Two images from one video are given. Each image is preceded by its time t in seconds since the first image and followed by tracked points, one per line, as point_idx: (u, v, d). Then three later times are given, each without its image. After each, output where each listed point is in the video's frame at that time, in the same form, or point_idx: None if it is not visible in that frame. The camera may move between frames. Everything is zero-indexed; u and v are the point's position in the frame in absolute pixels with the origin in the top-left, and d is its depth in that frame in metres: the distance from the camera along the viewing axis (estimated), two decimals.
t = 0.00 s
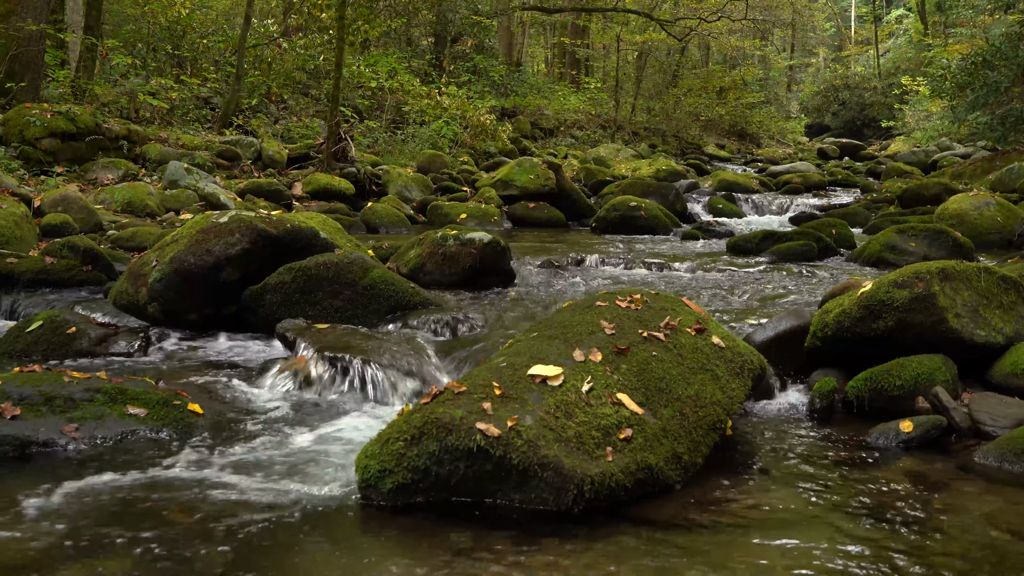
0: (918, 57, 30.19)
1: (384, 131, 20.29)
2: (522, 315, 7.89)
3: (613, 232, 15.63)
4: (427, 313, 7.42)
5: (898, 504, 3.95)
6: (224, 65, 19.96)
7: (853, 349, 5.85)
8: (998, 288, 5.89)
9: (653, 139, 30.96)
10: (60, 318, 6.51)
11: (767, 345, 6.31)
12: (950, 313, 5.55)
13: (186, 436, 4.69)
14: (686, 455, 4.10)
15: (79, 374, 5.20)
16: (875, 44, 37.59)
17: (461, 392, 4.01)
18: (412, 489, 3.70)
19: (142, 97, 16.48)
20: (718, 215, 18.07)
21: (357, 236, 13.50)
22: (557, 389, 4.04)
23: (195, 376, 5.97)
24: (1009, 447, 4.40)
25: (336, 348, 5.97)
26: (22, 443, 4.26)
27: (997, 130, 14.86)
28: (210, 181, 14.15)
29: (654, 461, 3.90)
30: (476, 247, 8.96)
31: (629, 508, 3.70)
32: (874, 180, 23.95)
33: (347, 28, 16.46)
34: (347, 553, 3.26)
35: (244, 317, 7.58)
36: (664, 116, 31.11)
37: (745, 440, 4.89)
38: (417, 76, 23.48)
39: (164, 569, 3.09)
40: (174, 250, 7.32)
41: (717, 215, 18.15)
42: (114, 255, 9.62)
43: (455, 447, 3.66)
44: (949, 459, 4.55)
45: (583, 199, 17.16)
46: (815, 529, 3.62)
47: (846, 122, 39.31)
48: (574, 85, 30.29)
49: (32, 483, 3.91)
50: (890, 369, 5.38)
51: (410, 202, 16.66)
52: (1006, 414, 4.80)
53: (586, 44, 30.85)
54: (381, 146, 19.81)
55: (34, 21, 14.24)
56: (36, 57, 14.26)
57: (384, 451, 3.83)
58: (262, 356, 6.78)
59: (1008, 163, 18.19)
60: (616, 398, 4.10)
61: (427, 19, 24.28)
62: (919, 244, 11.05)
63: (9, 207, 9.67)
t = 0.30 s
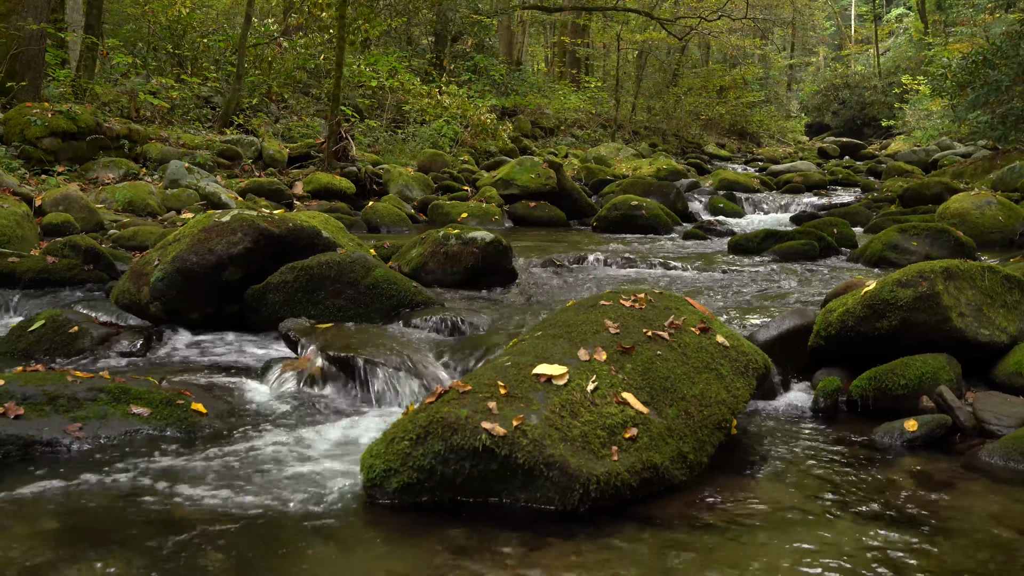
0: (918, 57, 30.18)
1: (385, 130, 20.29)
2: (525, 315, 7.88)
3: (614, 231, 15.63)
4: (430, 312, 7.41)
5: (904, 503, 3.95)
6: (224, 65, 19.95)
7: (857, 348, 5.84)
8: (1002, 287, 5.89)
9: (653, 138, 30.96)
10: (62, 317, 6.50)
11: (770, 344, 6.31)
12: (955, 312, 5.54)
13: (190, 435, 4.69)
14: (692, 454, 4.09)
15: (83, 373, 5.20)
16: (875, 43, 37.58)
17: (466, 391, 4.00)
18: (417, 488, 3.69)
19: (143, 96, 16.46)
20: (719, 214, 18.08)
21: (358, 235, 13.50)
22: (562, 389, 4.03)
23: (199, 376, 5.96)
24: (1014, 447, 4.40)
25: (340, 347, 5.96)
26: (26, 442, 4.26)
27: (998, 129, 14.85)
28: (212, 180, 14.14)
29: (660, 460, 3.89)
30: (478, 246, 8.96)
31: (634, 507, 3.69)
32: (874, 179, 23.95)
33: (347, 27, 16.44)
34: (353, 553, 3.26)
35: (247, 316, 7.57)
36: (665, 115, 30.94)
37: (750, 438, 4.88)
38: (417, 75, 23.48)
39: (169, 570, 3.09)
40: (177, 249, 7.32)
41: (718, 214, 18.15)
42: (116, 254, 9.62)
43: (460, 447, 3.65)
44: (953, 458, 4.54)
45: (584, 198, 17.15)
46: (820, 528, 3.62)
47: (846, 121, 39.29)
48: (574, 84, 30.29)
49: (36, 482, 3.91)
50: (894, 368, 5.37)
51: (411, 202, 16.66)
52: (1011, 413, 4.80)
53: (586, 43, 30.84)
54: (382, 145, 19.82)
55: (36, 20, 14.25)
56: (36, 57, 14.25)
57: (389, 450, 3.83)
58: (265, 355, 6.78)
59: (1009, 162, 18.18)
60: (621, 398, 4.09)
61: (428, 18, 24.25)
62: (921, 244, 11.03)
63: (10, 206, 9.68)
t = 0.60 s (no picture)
0: (918, 55, 30.17)
1: (385, 129, 20.29)
2: (527, 314, 7.87)
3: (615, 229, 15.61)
4: (432, 312, 7.40)
5: (909, 502, 3.94)
6: (225, 64, 19.95)
7: (860, 348, 5.84)
8: (1006, 285, 5.88)
9: (653, 137, 30.93)
10: (64, 317, 6.49)
11: (773, 342, 6.30)
12: (959, 310, 5.53)
13: (194, 435, 4.68)
14: (697, 454, 4.08)
15: (86, 373, 5.19)
16: (875, 42, 37.57)
17: (471, 390, 3.99)
18: (423, 487, 3.68)
19: (144, 95, 16.43)
20: (720, 213, 18.07)
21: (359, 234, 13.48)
22: (567, 387, 4.03)
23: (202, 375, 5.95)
24: (1020, 446, 4.39)
25: (343, 346, 5.96)
26: (30, 442, 4.25)
27: (999, 128, 14.83)
28: (212, 179, 14.12)
29: (665, 459, 3.88)
30: (480, 245, 8.96)
31: (640, 506, 3.69)
32: (875, 178, 23.92)
33: (348, 26, 16.43)
34: (357, 553, 3.25)
35: (249, 315, 7.56)
36: (665, 114, 31.04)
37: (755, 437, 4.88)
38: (418, 74, 23.47)
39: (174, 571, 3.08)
40: (178, 249, 7.31)
41: (719, 213, 18.14)
42: (117, 253, 9.61)
43: (466, 446, 3.64)
44: (958, 457, 4.53)
45: (585, 197, 17.12)
46: (826, 527, 3.61)
47: (846, 120, 39.26)
48: (575, 83, 30.28)
49: (39, 481, 3.91)
50: (899, 367, 5.36)
51: (412, 201, 16.65)
52: (1016, 412, 4.79)
53: (586, 43, 30.82)
54: (382, 144, 19.82)
55: (37, 19, 14.24)
56: (37, 56, 14.23)
57: (394, 450, 3.82)
58: (268, 354, 6.77)
59: (1010, 160, 18.16)
60: (626, 397, 4.08)
61: (428, 17, 24.23)
62: (923, 242, 11.01)
63: (11, 206, 9.67)
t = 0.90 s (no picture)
0: (918, 54, 30.14)
1: (386, 128, 20.28)
2: (530, 313, 7.85)
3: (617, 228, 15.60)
4: (435, 311, 7.39)
5: (914, 502, 3.93)
6: (226, 63, 19.93)
7: (865, 347, 5.84)
8: (1011, 284, 5.86)
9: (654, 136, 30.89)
10: (66, 316, 6.48)
11: (777, 341, 6.29)
12: (963, 309, 5.52)
13: (197, 434, 4.67)
14: (702, 453, 4.08)
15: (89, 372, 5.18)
16: (875, 41, 37.54)
17: (476, 389, 3.98)
18: (428, 487, 3.67)
19: (144, 94, 16.40)
20: (721, 212, 18.05)
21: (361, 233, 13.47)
22: (572, 387, 4.02)
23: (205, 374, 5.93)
24: None
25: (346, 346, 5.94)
26: (33, 440, 4.25)
27: (999, 126, 14.80)
28: (214, 178, 14.11)
29: (671, 458, 3.87)
30: (482, 244, 8.95)
31: (645, 506, 3.68)
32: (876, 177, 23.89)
33: (349, 25, 16.42)
34: (363, 552, 3.24)
35: (252, 314, 7.56)
36: (665, 113, 30.90)
37: (759, 436, 4.87)
38: (418, 73, 23.44)
39: (179, 570, 3.07)
40: (181, 248, 7.30)
41: (720, 212, 18.13)
42: (119, 252, 9.60)
43: (471, 445, 3.64)
44: (964, 456, 4.53)
45: (587, 196, 17.11)
46: (832, 526, 3.61)
47: (847, 119, 39.21)
48: (575, 82, 30.26)
49: (44, 480, 3.90)
50: (903, 366, 5.35)
51: (413, 200, 16.64)
52: (1021, 411, 4.78)
53: (587, 41, 30.82)
54: (383, 143, 19.82)
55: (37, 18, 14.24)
56: (37, 54, 14.21)
57: (399, 450, 3.81)
58: (271, 353, 6.76)
59: (1011, 159, 18.14)
60: (632, 396, 4.07)
61: (428, 15, 24.19)
62: (925, 241, 11.00)
63: (13, 205, 9.67)
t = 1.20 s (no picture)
0: (918, 53, 30.13)
1: (386, 127, 20.29)
2: (532, 312, 7.84)
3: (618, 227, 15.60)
4: (437, 310, 7.37)
5: (919, 501, 3.93)
6: (226, 62, 19.94)
7: (869, 345, 5.83)
8: (1015, 283, 5.86)
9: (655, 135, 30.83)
10: (69, 315, 6.48)
11: (780, 340, 6.29)
12: (967, 308, 5.51)
13: (200, 434, 4.66)
14: (708, 452, 4.07)
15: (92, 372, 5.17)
16: (875, 40, 37.55)
17: (482, 388, 3.98)
18: (434, 486, 3.67)
19: (145, 93, 16.38)
20: (723, 211, 18.05)
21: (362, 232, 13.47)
22: (578, 386, 4.01)
23: (207, 374, 5.92)
24: None
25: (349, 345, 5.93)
26: (37, 440, 4.24)
27: (1000, 125, 14.78)
28: (215, 177, 14.09)
29: (676, 457, 3.87)
30: (484, 243, 8.94)
31: (650, 505, 3.68)
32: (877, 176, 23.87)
33: (350, 25, 16.43)
34: (369, 552, 3.23)
35: (254, 313, 7.56)
36: (666, 112, 30.75)
37: (764, 435, 4.87)
38: (419, 72, 23.42)
39: (185, 570, 3.07)
40: (183, 247, 7.29)
41: (721, 211, 18.12)
42: (120, 251, 9.60)
43: (477, 444, 3.63)
44: (968, 455, 4.52)
45: (588, 195, 17.09)
46: (838, 525, 3.60)
47: (847, 118, 39.21)
48: (576, 81, 30.25)
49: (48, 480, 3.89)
50: (907, 365, 5.34)
51: (414, 199, 16.64)
52: None
53: (586, 40, 30.82)
54: (384, 142, 19.82)
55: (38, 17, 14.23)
56: (38, 54, 14.19)
57: (405, 449, 3.80)
58: (274, 352, 6.76)
59: (1012, 158, 18.13)
60: (637, 395, 4.06)
61: (428, 14, 24.16)
62: (927, 240, 10.97)
63: (14, 204, 9.65)
